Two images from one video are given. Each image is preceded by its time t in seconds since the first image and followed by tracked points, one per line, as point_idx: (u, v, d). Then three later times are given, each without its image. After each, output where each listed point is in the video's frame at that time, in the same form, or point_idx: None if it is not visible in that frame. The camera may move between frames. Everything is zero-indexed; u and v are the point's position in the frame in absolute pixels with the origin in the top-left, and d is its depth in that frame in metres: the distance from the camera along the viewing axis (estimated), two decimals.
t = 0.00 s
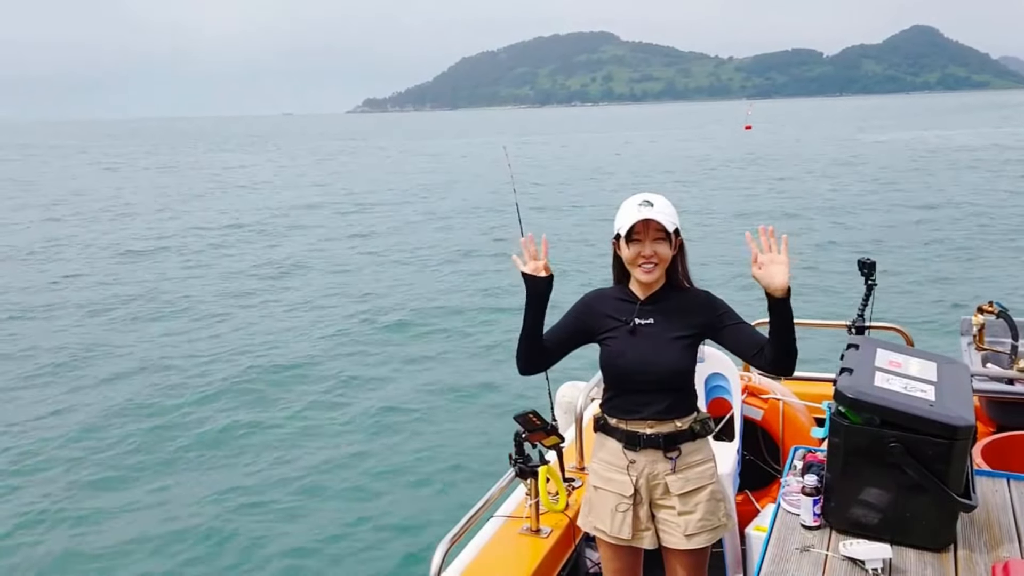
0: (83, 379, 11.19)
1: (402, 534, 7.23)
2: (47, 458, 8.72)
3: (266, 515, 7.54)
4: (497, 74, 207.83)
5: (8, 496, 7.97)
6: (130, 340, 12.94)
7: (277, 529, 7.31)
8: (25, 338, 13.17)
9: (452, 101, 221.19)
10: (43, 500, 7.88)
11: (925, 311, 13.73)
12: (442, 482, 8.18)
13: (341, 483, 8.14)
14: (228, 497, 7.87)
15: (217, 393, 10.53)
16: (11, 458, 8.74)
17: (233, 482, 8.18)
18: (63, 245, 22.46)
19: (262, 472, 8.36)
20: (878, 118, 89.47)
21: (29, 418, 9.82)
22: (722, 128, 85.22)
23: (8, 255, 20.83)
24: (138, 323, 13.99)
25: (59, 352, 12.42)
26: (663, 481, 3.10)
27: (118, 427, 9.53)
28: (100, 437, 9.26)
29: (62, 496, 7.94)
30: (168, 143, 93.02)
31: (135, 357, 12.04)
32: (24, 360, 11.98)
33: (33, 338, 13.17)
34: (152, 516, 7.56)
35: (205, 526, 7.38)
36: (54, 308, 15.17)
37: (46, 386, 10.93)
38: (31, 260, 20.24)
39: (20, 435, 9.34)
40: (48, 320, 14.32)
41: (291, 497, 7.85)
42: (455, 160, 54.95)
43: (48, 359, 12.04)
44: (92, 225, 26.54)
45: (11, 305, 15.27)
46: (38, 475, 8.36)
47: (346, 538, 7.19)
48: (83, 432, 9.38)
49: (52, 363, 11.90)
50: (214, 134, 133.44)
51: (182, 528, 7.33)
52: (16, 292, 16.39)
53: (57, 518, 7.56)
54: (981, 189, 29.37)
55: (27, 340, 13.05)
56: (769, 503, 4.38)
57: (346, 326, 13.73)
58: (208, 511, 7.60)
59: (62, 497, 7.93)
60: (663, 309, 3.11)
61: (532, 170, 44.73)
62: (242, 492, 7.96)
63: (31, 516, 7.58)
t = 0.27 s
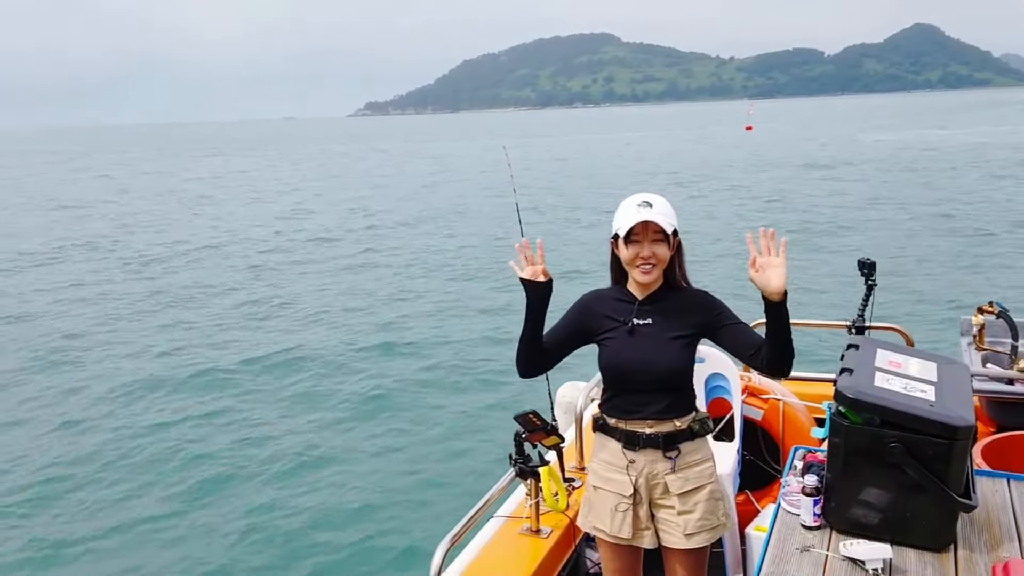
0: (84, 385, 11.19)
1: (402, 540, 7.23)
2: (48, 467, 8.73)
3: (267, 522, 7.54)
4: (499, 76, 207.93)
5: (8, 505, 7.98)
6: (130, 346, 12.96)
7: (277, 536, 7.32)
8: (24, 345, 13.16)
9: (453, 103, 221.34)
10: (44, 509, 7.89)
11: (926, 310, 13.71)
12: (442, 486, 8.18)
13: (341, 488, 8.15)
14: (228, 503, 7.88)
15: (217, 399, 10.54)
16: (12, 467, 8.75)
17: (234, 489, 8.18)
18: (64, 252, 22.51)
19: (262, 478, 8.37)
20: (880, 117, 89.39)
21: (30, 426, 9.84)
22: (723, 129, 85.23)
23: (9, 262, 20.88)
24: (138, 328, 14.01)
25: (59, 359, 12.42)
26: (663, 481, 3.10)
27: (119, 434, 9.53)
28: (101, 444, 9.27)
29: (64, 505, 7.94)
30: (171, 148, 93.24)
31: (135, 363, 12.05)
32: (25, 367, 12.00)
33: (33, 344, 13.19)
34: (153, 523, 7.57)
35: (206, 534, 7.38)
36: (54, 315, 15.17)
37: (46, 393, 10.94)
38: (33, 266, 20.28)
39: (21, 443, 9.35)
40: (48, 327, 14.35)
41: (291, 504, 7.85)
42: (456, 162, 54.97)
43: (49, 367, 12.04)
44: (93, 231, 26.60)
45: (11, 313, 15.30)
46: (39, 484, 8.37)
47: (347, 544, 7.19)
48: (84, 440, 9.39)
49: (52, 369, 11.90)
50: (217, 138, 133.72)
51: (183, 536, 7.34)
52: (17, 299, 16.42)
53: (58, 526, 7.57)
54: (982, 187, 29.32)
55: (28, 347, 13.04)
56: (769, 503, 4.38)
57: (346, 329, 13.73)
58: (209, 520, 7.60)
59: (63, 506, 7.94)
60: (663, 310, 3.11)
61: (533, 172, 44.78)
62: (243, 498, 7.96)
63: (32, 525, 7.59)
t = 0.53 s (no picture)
0: (83, 386, 11.18)
1: (402, 541, 7.22)
2: (47, 468, 8.71)
3: (265, 524, 7.53)
4: (500, 75, 207.78)
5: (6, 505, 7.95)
6: (129, 347, 12.93)
7: (276, 538, 7.31)
8: (23, 346, 13.15)
9: (453, 102, 221.18)
10: (42, 510, 7.87)
11: (926, 310, 13.68)
12: (442, 486, 8.18)
13: (340, 490, 8.13)
14: (228, 505, 7.88)
15: (216, 400, 10.51)
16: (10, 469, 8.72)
17: (233, 490, 8.16)
18: (63, 252, 22.49)
19: (262, 480, 8.34)
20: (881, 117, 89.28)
21: (29, 427, 9.81)
22: (724, 128, 85.14)
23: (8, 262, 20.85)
24: (137, 329, 13.99)
25: (58, 359, 12.41)
26: (663, 481, 3.10)
27: (118, 435, 9.52)
28: (100, 445, 9.25)
29: (62, 506, 7.92)
30: (172, 148, 93.26)
31: (134, 363, 12.03)
32: (23, 369, 11.97)
33: (31, 346, 13.17)
34: (153, 524, 7.57)
35: (204, 535, 7.36)
36: (53, 316, 15.15)
37: (44, 394, 10.91)
38: (32, 267, 20.26)
39: (19, 445, 9.33)
40: (47, 327, 14.34)
41: (290, 505, 7.84)
42: (456, 161, 54.90)
43: (47, 368, 12.02)
44: (92, 231, 26.57)
45: (10, 314, 15.28)
46: (38, 485, 8.35)
47: (346, 546, 7.17)
48: (83, 442, 9.37)
49: (51, 371, 11.88)
50: (217, 138, 133.55)
51: (182, 538, 7.32)
52: (15, 301, 16.39)
53: (58, 527, 7.56)
54: (983, 187, 29.26)
55: (26, 348, 13.03)
56: (769, 503, 4.39)
57: (345, 329, 13.73)
58: (209, 522, 7.58)
59: (62, 508, 7.92)
60: (664, 309, 3.11)
61: (533, 172, 44.71)
62: (242, 500, 7.96)
63: (30, 526, 7.56)
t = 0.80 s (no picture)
0: (82, 380, 11.15)
1: (403, 539, 7.21)
2: (46, 463, 8.69)
3: (265, 521, 7.51)
4: (502, 71, 207.47)
5: (5, 500, 7.92)
6: (130, 341, 12.91)
7: (276, 534, 7.30)
8: (21, 340, 13.10)
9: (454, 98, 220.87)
10: (42, 505, 7.85)
11: (929, 311, 13.65)
12: (443, 484, 8.17)
13: (340, 487, 8.12)
14: (227, 500, 7.86)
15: (216, 396, 10.49)
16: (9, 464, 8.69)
17: (233, 486, 8.14)
18: (63, 245, 22.44)
19: (262, 476, 8.32)
20: (883, 116, 89.12)
21: (28, 421, 9.79)
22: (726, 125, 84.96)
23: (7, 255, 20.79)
24: (137, 324, 13.96)
25: (56, 353, 12.37)
26: (664, 482, 3.10)
27: (117, 429, 9.50)
28: (100, 440, 9.23)
29: (62, 501, 7.90)
30: (174, 142, 93.15)
31: (133, 358, 12.01)
32: (23, 362, 11.95)
33: (31, 340, 13.14)
34: (152, 520, 7.56)
35: (204, 532, 7.34)
36: (51, 309, 15.10)
37: (44, 388, 10.88)
38: (32, 259, 20.22)
39: (18, 439, 9.30)
40: (47, 320, 14.29)
41: (290, 502, 7.82)
42: (457, 157, 54.80)
43: (46, 361, 11.99)
44: (92, 224, 26.51)
45: (9, 307, 15.25)
46: (38, 480, 8.33)
47: (346, 544, 7.15)
48: (82, 437, 9.34)
49: (50, 364, 11.85)
50: (218, 132, 133.23)
51: (182, 535, 7.30)
52: (15, 293, 16.36)
53: (58, 522, 7.56)
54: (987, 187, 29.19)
55: (24, 342, 12.98)
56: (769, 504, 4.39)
57: (344, 325, 13.71)
58: (209, 518, 7.56)
59: (61, 503, 7.89)
60: (666, 311, 3.11)
61: (535, 167, 44.62)
62: (242, 495, 7.96)
63: (30, 521, 7.54)
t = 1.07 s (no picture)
0: (80, 369, 11.12)
1: (404, 533, 7.18)
2: (44, 453, 8.65)
3: (266, 514, 7.48)
4: (504, 65, 206.97)
5: (3, 490, 7.88)
6: (129, 331, 12.85)
7: (276, 527, 7.29)
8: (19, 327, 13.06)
9: (456, 92, 220.39)
10: (41, 495, 7.81)
11: (931, 308, 13.60)
12: (443, 477, 8.15)
13: (340, 480, 8.08)
14: (226, 491, 7.85)
15: (216, 386, 10.44)
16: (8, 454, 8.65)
17: (233, 478, 8.10)
18: (62, 232, 22.31)
19: (262, 468, 8.29)
20: (886, 113, 88.91)
21: (27, 409, 9.77)
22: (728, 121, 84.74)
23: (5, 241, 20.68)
24: (136, 313, 13.89)
25: (55, 341, 12.34)
26: (664, 483, 3.11)
27: (116, 418, 9.47)
28: (99, 431, 9.18)
29: (60, 491, 7.87)
30: (174, 130, 92.81)
31: (132, 347, 11.98)
32: (22, 351, 11.89)
33: (29, 328, 13.07)
34: (151, 510, 7.54)
35: (204, 524, 7.31)
36: (49, 296, 15.05)
37: (42, 377, 10.82)
38: (30, 246, 20.12)
39: (17, 429, 9.26)
40: (45, 308, 14.22)
41: (290, 495, 7.79)
42: (459, 149, 54.62)
43: (44, 349, 11.95)
44: (92, 211, 26.38)
45: (8, 294, 15.16)
46: (36, 470, 8.29)
47: (347, 538, 7.13)
48: (81, 427, 9.29)
49: (48, 352, 11.82)
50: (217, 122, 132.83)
51: (182, 527, 7.27)
52: (13, 280, 16.27)
53: (55, 511, 7.53)
54: (990, 186, 29.10)
55: (23, 329, 12.94)
56: (769, 503, 4.39)
57: (344, 317, 13.67)
58: (209, 510, 7.53)
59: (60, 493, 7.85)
60: (666, 310, 3.11)
61: (536, 160, 44.46)
62: (241, 486, 7.94)
63: (28, 512, 7.51)
